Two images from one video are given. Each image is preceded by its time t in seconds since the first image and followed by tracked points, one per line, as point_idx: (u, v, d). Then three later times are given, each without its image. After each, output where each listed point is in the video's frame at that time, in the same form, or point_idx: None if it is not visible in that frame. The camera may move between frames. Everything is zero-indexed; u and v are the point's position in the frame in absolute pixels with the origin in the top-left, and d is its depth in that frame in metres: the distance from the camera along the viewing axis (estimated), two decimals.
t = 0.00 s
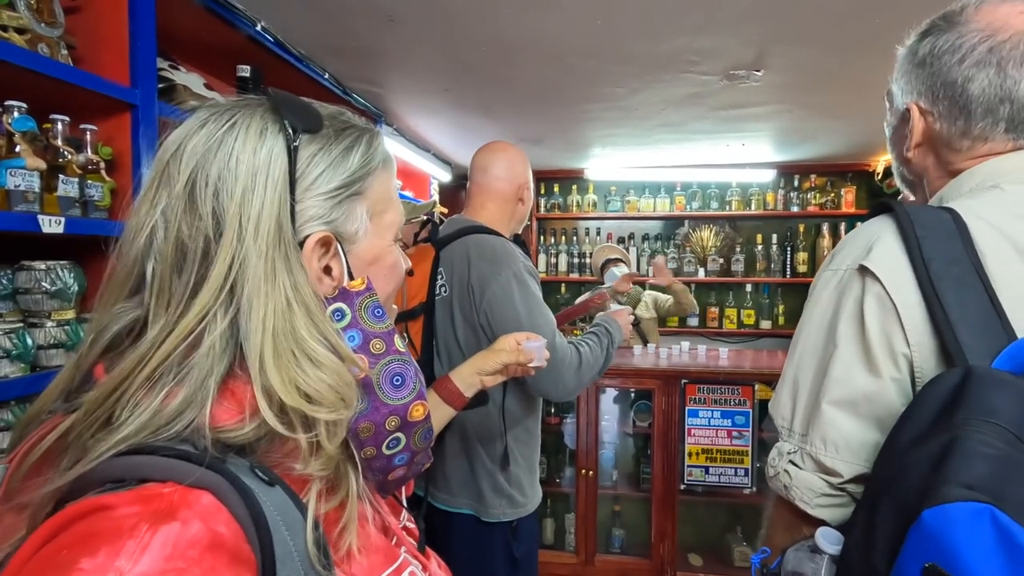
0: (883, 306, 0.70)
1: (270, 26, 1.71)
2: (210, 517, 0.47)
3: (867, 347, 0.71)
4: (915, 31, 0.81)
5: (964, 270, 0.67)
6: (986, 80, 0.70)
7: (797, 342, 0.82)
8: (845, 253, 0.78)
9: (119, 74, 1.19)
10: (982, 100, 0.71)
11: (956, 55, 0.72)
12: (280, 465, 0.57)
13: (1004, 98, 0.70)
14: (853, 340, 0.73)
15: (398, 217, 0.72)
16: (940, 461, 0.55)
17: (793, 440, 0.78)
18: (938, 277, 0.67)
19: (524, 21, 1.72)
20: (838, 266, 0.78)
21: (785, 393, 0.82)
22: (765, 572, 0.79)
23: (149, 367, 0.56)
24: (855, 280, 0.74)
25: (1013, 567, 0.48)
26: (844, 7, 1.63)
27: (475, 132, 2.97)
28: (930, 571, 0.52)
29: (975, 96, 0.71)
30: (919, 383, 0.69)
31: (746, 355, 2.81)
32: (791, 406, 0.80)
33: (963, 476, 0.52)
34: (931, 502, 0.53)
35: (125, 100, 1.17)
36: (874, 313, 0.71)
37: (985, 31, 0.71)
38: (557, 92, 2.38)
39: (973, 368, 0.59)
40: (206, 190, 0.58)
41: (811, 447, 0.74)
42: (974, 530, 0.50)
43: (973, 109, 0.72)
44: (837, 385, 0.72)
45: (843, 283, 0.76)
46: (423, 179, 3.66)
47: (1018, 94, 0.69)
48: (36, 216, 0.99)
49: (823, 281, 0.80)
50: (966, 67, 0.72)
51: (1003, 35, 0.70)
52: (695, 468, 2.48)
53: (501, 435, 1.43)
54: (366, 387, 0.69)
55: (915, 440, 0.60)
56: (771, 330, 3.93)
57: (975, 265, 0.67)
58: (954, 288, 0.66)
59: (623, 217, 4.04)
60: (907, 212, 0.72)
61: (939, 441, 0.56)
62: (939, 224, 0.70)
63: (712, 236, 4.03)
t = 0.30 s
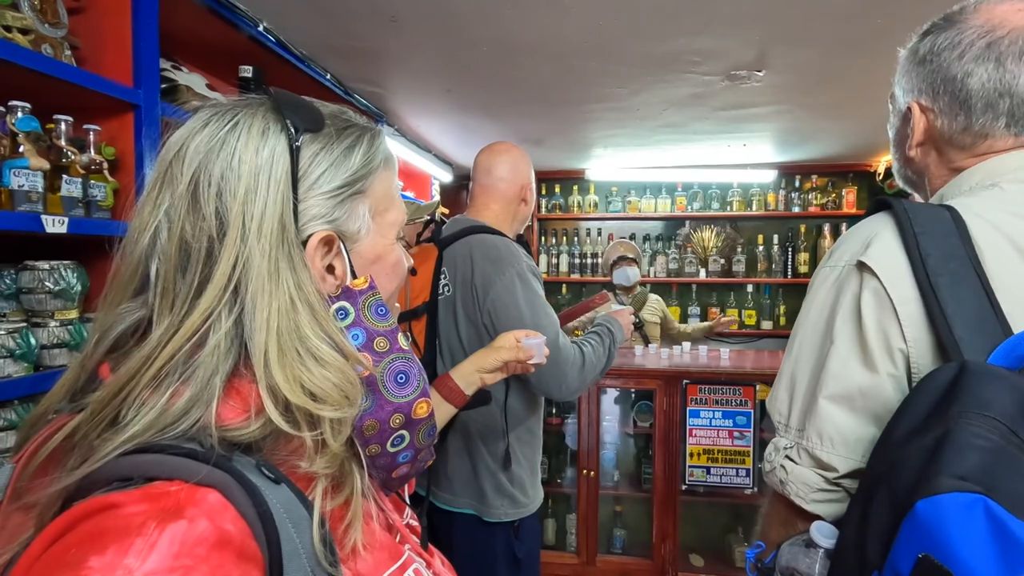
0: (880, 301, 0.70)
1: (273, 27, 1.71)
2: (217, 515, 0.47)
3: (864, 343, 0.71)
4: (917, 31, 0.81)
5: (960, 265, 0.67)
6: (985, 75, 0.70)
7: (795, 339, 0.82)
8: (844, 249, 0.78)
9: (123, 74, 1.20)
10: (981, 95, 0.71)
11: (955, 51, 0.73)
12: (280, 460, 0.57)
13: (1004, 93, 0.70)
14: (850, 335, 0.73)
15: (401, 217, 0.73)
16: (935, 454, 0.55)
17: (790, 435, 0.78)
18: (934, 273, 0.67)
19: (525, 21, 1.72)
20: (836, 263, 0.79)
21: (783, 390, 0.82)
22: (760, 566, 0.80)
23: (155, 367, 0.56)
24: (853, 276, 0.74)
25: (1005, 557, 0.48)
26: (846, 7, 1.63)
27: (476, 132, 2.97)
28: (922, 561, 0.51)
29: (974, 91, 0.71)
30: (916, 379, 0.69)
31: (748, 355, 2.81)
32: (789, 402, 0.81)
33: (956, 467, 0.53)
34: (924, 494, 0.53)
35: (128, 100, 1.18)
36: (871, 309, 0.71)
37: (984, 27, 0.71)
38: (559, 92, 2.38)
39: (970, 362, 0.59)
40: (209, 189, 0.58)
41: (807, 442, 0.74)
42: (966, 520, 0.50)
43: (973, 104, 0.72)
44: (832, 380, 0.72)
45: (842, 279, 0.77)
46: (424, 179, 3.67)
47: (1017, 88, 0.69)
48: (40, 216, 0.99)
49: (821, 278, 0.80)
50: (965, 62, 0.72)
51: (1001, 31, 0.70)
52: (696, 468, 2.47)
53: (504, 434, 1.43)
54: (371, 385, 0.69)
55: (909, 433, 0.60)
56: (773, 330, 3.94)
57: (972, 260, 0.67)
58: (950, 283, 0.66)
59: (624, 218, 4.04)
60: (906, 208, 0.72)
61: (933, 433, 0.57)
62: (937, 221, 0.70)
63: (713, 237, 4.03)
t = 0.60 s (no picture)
0: (877, 299, 0.70)
1: (274, 27, 1.72)
2: (216, 516, 0.47)
3: (859, 340, 0.71)
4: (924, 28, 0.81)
5: (958, 264, 0.66)
6: (988, 71, 0.70)
7: (792, 337, 0.82)
8: (843, 247, 0.78)
9: (123, 74, 1.20)
10: (984, 92, 0.71)
11: (960, 48, 0.72)
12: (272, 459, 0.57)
13: (1007, 90, 0.69)
14: (845, 332, 0.73)
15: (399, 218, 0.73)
16: (926, 449, 0.55)
17: (785, 432, 0.78)
18: (931, 271, 0.66)
19: (525, 20, 1.72)
20: (834, 260, 0.78)
21: (779, 387, 0.82)
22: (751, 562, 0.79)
23: (151, 368, 0.55)
24: (850, 274, 0.74)
25: (994, 550, 0.48)
26: (847, 6, 1.62)
27: (477, 132, 2.97)
28: (911, 555, 0.51)
29: (977, 87, 0.71)
30: (911, 376, 0.68)
31: (749, 355, 2.81)
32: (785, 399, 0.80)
33: (948, 462, 0.52)
34: (915, 488, 0.53)
35: (128, 100, 1.18)
36: (867, 307, 0.70)
37: (989, 24, 0.71)
38: (559, 92, 2.37)
39: (964, 360, 0.59)
40: (206, 190, 0.58)
41: (802, 439, 0.74)
42: (955, 515, 0.50)
43: (976, 100, 0.71)
44: (827, 377, 0.72)
45: (839, 277, 0.76)
46: (425, 179, 3.67)
47: (1020, 85, 0.69)
48: (40, 216, 0.99)
49: (819, 276, 0.80)
50: (969, 58, 0.71)
51: (1006, 28, 0.69)
52: (697, 468, 2.45)
53: (504, 434, 1.43)
54: (367, 386, 0.68)
55: (904, 429, 0.60)
56: (774, 330, 3.93)
57: (969, 259, 0.66)
58: (947, 281, 0.65)
59: (625, 218, 4.04)
60: (903, 207, 0.71)
61: (927, 428, 0.56)
62: (935, 220, 0.70)
63: (715, 237, 4.02)
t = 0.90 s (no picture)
0: (864, 300, 0.70)
1: (273, 27, 1.73)
2: (212, 515, 0.47)
3: (848, 339, 0.71)
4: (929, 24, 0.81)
5: (946, 265, 0.66)
6: (988, 68, 0.70)
7: (784, 336, 0.81)
8: (834, 247, 0.77)
9: (121, 74, 1.20)
10: (983, 89, 0.71)
11: (961, 44, 0.72)
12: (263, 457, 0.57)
13: (1005, 87, 0.70)
14: (834, 333, 0.73)
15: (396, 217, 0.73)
16: (901, 446, 0.55)
17: (775, 430, 0.78)
18: (920, 272, 0.66)
19: (524, 21, 1.72)
20: (825, 260, 0.78)
21: (770, 385, 0.81)
22: (738, 557, 0.80)
23: (146, 367, 0.56)
24: (840, 274, 0.74)
25: (958, 553, 0.49)
26: (846, 6, 1.63)
27: (476, 132, 2.98)
28: (880, 553, 0.52)
29: (976, 84, 0.71)
30: (897, 375, 0.68)
31: (748, 355, 2.81)
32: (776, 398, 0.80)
33: (918, 462, 0.53)
34: (884, 487, 0.53)
35: (127, 100, 1.18)
36: (855, 308, 0.70)
37: (992, 20, 0.71)
38: (558, 92, 2.38)
39: (947, 360, 0.59)
40: (200, 189, 0.59)
41: (790, 437, 0.74)
42: (921, 513, 0.51)
43: (975, 97, 0.72)
44: (816, 376, 0.72)
45: (830, 277, 0.76)
46: (424, 179, 3.67)
47: (1019, 83, 0.69)
48: (39, 216, 1.00)
49: (812, 275, 0.79)
50: (970, 55, 0.71)
51: (1008, 24, 0.69)
52: (696, 468, 2.46)
53: (503, 433, 1.43)
54: (363, 383, 0.69)
55: (886, 427, 0.59)
56: (773, 330, 3.94)
57: (959, 260, 0.66)
58: (935, 282, 0.65)
59: (624, 218, 4.04)
60: (895, 207, 0.71)
61: (900, 430, 0.56)
62: (926, 221, 0.69)
63: (714, 237, 4.02)
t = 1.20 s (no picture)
0: (857, 307, 0.69)
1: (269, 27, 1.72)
2: (202, 519, 0.46)
3: (840, 343, 0.70)
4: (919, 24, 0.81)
5: (939, 269, 0.66)
6: (979, 65, 0.70)
7: (777, 341, 0.81)
8: (828, 251, 0.77)
9: (115, 74, 1.20)
10: (975, 86, 0.70)
11: (951, 43, 0.72)
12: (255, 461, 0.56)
13: (998, 83, 0.69)
14: (827, 338, 0.72)
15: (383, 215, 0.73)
16: (889, 454, 0.55)
17: (769, 435, 0.77)
18: (912, 277, 0.65)
19: (521, 21, 1.72)
20: (818, 266, 0.77)
21: (764, 390, 0.81)
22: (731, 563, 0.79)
23: (140, 376, 0.55)
24: (833, 280, 0.73)
25: (941, 563, 0.49)
26: (843, 7, 1.63)
27: (474, 132, 2.97)
28: (866, 563, 0.52)
29: (968, 81, 0.71)
30: (890, 381, 0.68)
31: (746, 356, 2.80)
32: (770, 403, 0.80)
33: (904, 472, 0.52)
34: (871, 497, 0.53)
35: (122, 101, 1.18)
36: (848, 314, 0.70)
37: (980, 18, 0.71)
38: (556, 93, 2.37)
39: (938, 367, 0.58)
40: (184, 194, 0.58)
41: (783, 443, 0.73)
42: (908, 525, 0.50)
43: (968, 94, 0.71)
44: (808, 382, 0.71)
45: (822, 282, 0.75)
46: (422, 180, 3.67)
47: (1012, 78, 0.68)
48: (32, 216, 1.00)
49: (804, 281, 0.79)
50: (960, 53, 0.71)
51: (998, 21, 0.69)
52: (694, 469, 2.46)
53: (501, 434, 1.43)
54: (358, 381, 0.69)
55: (874, 434, 0.59)
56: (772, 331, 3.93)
57: (952, 265, 0.66)
58: (927, 287, 0.65)
59: (622, 218, 4.04)
60: (888, 211, 0.71)
61: (890, 437, 0.56)
62: (919, 224, 0.69)
63: (712, 237, 4.02)
